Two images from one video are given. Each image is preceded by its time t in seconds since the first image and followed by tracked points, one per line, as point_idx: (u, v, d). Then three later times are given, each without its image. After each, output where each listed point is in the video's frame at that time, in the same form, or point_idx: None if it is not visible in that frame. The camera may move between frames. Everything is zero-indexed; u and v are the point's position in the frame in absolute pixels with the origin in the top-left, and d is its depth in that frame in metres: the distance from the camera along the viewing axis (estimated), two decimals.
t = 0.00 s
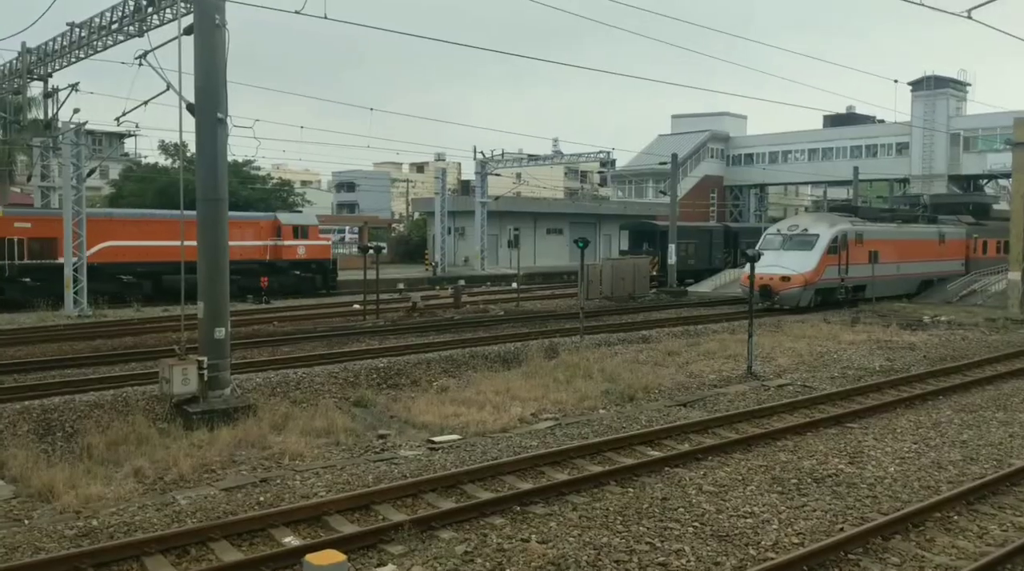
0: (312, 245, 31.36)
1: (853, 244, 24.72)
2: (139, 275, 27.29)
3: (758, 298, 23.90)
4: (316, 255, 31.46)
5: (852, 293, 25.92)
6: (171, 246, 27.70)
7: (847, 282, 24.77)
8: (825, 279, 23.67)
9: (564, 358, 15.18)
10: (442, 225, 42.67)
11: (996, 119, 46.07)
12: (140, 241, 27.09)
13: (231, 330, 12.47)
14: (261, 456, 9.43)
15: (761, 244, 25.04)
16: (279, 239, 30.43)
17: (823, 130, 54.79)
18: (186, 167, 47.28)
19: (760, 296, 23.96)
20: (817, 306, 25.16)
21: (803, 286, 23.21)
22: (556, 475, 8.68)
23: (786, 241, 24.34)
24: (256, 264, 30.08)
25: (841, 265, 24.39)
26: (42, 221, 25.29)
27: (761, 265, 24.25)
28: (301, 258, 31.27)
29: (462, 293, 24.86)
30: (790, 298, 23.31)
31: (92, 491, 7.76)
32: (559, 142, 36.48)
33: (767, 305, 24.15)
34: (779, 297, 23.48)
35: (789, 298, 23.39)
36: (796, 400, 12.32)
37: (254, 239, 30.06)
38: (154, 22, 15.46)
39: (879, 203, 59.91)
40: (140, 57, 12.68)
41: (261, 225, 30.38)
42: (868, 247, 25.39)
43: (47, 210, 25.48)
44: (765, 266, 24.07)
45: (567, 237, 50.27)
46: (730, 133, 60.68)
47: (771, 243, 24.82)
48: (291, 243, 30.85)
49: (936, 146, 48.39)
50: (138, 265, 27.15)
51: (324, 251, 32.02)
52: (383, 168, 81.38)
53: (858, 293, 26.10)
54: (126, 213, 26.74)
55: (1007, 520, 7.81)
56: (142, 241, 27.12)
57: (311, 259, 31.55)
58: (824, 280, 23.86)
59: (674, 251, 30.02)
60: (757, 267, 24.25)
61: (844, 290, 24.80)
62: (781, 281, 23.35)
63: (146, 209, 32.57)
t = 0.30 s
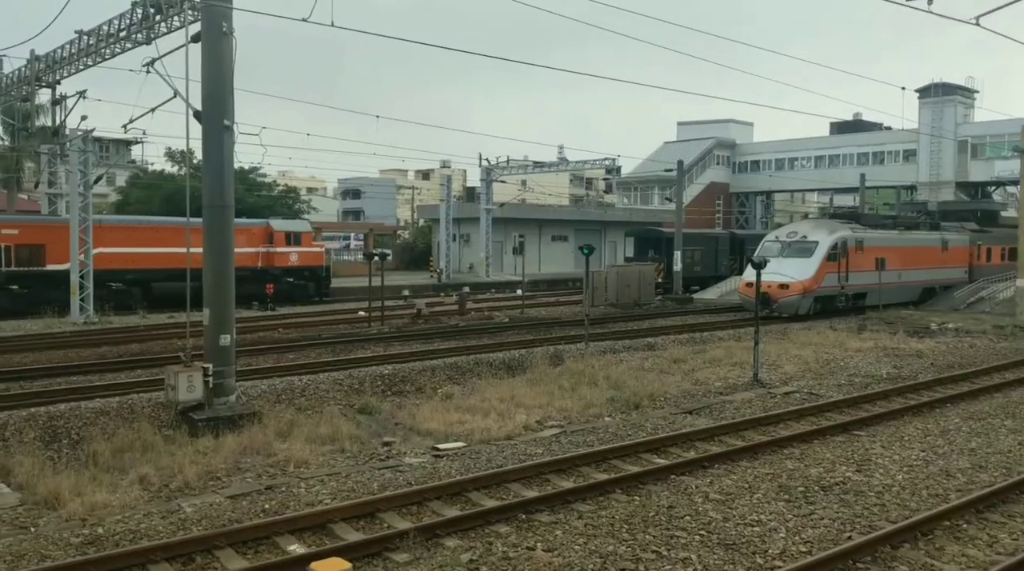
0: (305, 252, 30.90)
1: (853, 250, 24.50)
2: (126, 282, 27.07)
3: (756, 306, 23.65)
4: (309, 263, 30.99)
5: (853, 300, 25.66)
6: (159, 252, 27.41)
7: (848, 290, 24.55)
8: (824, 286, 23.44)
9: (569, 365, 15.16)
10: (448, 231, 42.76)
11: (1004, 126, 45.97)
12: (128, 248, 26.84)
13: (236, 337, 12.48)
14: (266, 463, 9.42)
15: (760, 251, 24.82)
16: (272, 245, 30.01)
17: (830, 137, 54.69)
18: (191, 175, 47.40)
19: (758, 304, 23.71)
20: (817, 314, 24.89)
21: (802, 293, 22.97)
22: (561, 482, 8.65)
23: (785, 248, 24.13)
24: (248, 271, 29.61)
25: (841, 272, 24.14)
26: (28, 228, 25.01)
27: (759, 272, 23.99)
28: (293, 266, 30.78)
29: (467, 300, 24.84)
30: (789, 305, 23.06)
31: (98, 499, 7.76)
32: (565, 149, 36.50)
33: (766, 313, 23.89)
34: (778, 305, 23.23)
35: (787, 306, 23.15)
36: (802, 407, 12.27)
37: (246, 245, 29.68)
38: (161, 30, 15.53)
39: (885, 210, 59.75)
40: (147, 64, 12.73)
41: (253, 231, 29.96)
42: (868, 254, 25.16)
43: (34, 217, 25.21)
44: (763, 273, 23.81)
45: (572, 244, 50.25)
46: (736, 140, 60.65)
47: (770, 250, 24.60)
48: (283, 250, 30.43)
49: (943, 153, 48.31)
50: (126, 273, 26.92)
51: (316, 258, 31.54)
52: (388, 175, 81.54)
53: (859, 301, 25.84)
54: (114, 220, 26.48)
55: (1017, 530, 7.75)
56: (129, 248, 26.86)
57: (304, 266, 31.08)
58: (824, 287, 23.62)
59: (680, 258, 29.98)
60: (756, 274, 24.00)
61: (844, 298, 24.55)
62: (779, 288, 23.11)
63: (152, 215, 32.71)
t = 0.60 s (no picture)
0: (301, 258, 30.89)
1: (856, 257, 24.20)
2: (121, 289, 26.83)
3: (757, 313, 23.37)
4: (304, 269, 30.97)
5: (855, 307, 25.39)
6: (154, 259, 27.16)
7: (850, 297, 24.24)
8: (826, 293, 23.17)
9: (578, 372, 15.11)
10: (456, 237, 42.79)
11: (1015, 132, 45.90)
12: (124, 254, 26.60)
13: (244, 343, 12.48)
14: (274, 469, 9.42)
15: (760, 257, 24.54)
16: (267, 251, 30.05)
17: (839, 143, 54.53)
18: (200, 182, 47.57)
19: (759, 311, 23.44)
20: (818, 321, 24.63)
21: (804, 300, 22.71)
22: (570, 490, 8.61)
23: (786, 254, 23.86)
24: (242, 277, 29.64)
25: (844, 279, 23.86)
26: (18, 234, 24.88)
27: (759, 278, 23.70)
28: (288, 272, 30.74)
29: (475, 306, 24.82)
30: (790, 312, 22.81)
31: (106, 505, 7.76)
32: (573, 156, 36.51)
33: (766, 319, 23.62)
34: (778, 312, 22.97)
35: (789, 313, 22.89)
36: (813, 414, 12.20)
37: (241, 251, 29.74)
38: (171, 37, 15.61)
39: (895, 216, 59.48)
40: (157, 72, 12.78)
41: (249, 237, 30.06)
42: (872, 261, 24.86)
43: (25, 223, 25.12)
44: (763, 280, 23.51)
45: (581, 250, 50.22)
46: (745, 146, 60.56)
47: (770, 256, 24.32)
48: (278, 256, 30.41)
49: (953, 159, 48.21)
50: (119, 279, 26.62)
51: (312, 264, 31.49)
52: (397, 182, 81.67)
53: (862, 308, 25.57)
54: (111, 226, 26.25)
55: None
56: (125, 254, 26.63)
57: (300, 272, 31.03)
58: (826, 295, 23.36)
59: (689, 264, 29.89)
60: (756, 281, 23.72)
61: (847, 305, 24.28)
62: (780, 295, 22.84)
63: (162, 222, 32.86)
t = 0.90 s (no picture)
0: (298, 262, 30.65)
1: (861, 261, 23.82)
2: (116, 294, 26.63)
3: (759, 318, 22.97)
4: (302, 273, 30.75)
5: (861, 313, 24.96)
6: (148, 263, 26.92)
7: (856, 302, 23.82)
8: (830, 299, 22.77)
9: (588, 377, 15.05)
10: (466, 242, 42.81)
11: None
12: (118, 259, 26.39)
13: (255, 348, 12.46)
14: (285, 474, 9.39)
15: (764, 262, 24.18)
16: (265, 255, 29.72)
17: (851, 147, 54.28)
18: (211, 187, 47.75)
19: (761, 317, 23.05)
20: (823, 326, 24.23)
21: (807, 306, 22.32)
22: (581, 495, 8.55)
23: (790, 259, 23.50)
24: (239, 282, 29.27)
25: (848, 284, 23.46)
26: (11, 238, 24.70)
27: (761, 284, 23.31)
28: (286, 276, 30.50)
29: (485, 311, 24.78)
30: (793, 318, 22.41)
31: (116, 509, 7.75)
32: (584, 160, 36.48)
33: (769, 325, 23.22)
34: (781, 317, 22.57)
35: (792, 318, 22.49)
36: (826, 420, 12.08)
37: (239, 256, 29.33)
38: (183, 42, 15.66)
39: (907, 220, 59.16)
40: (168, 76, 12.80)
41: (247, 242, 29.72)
42: (878, 265, 24.47)
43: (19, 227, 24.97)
44: (765, 285, 23.12)
45: (591, 255, 50.14)
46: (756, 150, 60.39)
47: (774, 261, 23.96)
48: (276, 260, 30.13)
49: (966, 163, 47.87)
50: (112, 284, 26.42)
51: (311, 269, 31.23)
52: (407, 186, 81.81)
53: (868, 314, 25.11)
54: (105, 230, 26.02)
55: None
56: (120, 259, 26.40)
57: (297, 277, 30.77)
58: (830, 300, 22.96)
59: (700, 268, 29.76)
60: (758, 286, 23.34)
61: (852, 310, 23.85)
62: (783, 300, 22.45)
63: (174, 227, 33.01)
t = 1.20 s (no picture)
0: (299, 266, 30.22)
1: (868, 264, 23.44)
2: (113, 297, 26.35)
3: (764, 322, 22.59)
4: (302, 277, 30.35)
5: (869, 316, 24.57)
6: (146, 266, 26.68)
7: (862, 305, 23.45)
8: (836, 302, 22.40)
9: (602, 380, 14.98)
10: (479, 244, 42.80)
11: None
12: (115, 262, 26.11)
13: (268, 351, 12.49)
14: (298, 477, 9.39)
15: (769, 265, 23.79)
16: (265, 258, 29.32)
17: (866, 149, 53.93)
18: (225, 190, 47.99)
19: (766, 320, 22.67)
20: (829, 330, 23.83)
21: (813, 309, 21.93)
22: (595, 499, 8.50)
23: (795, 261, 23.12)
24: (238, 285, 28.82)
25: (855, 286, 23.09)
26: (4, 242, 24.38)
27: (766, 287, 22.90)
28: (286, 279, 30.16)
29: (499, 313, 24.74)
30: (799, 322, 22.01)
31: (131, 512, 7.76)
32: (597, 163, 36.44)
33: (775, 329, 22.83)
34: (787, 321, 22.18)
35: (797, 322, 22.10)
36: (841, 424, 11.97)
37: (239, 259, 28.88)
38: (197, 46, 15.74)
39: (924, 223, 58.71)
40: (184, 80, 12.87)
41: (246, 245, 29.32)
42: (885, 268, 24.11)
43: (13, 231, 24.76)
44: (771, 288, 22.71)
45: (605, 258, 50.03)
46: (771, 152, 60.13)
47: (779, 264, 23.58)
48: (276, 263, 29.83)
49: (983, 164, 47.47)
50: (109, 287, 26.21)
51: (311, 272, 30.81)
52: (420, 189, 81.97)
53: (876, 317, 24.73)
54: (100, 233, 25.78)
55: None
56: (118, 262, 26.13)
57: (297, 280, 30.39)
58: (836, 303, 22.60)
59: (714, 271, 29.60)
60: (763, 289, 22.93)
61: (859, 313, 23.49)
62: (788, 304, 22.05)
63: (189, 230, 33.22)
